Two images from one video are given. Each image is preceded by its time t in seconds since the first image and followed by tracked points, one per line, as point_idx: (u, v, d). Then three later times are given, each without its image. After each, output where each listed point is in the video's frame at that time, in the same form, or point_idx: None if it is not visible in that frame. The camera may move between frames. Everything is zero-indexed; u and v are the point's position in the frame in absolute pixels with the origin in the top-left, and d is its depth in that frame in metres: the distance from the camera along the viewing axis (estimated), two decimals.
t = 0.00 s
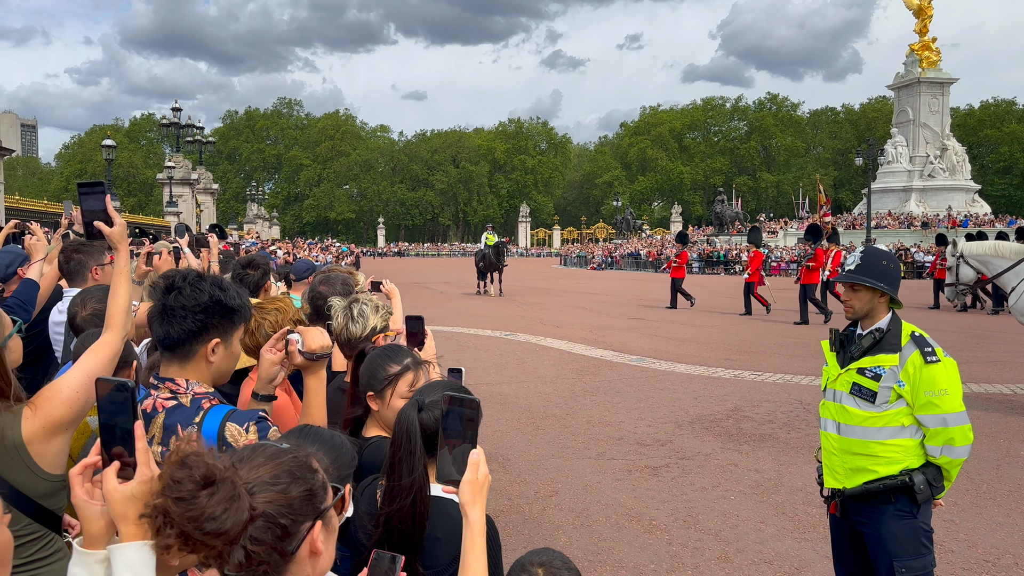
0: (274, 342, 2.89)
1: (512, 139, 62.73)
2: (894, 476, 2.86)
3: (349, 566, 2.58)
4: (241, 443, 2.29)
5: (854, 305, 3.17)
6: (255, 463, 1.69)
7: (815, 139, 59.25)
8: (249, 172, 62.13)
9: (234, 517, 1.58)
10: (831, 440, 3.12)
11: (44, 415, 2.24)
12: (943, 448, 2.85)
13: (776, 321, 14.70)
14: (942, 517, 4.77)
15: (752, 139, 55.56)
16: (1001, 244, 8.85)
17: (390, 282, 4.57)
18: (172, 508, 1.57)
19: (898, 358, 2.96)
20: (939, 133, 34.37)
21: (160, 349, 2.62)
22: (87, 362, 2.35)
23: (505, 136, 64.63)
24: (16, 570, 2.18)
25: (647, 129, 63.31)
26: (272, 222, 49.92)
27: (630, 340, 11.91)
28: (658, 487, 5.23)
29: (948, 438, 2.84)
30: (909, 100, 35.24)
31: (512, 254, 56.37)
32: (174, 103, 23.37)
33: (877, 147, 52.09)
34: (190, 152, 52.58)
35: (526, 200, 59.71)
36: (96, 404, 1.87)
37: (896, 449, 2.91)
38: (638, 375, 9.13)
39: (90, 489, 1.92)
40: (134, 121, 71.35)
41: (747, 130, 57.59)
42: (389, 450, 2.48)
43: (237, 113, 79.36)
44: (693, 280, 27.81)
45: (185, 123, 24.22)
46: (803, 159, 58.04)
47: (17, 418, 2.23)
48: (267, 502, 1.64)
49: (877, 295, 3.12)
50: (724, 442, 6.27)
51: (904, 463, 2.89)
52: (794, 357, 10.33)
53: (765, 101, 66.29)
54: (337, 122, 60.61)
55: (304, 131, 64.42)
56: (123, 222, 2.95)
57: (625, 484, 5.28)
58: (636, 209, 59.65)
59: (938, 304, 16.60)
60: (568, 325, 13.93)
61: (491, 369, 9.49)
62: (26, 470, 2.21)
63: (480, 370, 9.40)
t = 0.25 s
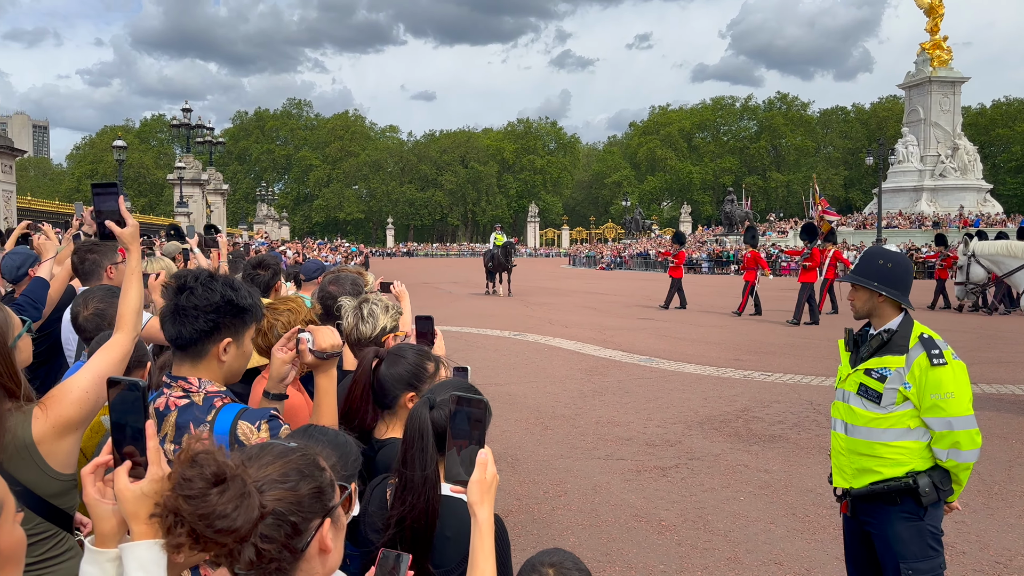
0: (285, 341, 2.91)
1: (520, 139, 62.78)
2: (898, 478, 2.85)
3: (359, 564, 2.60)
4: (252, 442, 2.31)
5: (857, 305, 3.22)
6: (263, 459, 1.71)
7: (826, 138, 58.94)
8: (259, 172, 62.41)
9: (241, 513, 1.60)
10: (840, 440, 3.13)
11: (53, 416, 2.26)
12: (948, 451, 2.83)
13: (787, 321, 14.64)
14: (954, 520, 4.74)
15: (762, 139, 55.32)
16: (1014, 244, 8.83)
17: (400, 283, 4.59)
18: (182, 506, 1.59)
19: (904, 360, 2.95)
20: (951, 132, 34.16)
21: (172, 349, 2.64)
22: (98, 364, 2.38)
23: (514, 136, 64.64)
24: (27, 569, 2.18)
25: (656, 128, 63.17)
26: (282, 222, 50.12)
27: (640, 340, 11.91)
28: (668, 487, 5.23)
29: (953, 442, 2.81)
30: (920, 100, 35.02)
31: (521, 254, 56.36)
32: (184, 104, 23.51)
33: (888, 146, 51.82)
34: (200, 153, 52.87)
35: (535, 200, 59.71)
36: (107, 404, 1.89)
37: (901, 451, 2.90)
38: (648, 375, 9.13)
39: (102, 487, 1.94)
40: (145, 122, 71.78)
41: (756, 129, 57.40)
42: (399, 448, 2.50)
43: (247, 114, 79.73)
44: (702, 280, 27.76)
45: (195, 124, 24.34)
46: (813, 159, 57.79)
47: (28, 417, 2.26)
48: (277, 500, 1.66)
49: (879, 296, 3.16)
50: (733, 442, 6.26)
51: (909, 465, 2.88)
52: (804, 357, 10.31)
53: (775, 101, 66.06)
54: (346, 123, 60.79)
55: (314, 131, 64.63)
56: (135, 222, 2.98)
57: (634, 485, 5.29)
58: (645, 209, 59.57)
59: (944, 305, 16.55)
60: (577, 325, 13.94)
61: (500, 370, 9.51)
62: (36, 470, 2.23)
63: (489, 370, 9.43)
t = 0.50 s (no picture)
0: (291, 341, 2.92)
1: (525, 139, 62.78)
2: (895, 479, 2.87)
3: (365, 564, 2.62)
4: (259, 441, 2.32)
5: (865, 304, 3.22)
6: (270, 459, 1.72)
7: (831, 138, 58.79)
8: (264, 173, 62.50)
9: (248, 511, 1.61)
10: (842, 440, 3.15)
11: (58, 416, 2.28)
12: (947, 454, 2.81)
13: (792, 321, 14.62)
14: (959, 521, 4.73)
15: (767, 138, 55.17)
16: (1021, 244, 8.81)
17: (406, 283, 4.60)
18: (191, 505, 1.61)
19: (903, 360, 2.95)
20: (956, 132, 34.04)
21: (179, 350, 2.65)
22: (104, 364, 2.40)
23: (518, 136, 64.61)
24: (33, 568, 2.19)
25: (660, 128, 63.04)
26: (287, 222, 50.20)
27: (645, 340, 11.91)
28: (673, 487, 5.23)
29: (951, 444, 2.80)
30: (925, 99, 34.92)
31: (525, 254, 56.29)
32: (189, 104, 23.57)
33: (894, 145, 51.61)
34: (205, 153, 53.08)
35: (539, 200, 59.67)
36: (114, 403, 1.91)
37: (900, 451, 2.90)
38: (653, 375, 9.13)
39: (109, 487, 1.95)
40: (151, 123, 71.97)
41: (762, 129, 57.24)
42: (405, 446, 2.52)
43: (252, 114, 79.95)
44: (707, 280, 27.73)
45: (200, 125, 24.38)
46: (819, 158, 57.61)
47: (32, 418, 2.27)
48: (283, 498, 1.66)
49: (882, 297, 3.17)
50: (738, 443, 6.25)
51: (909, 467, 2.87)
52: (809, 357, 10.29)
53: (780, 100, 65.91)
54: (351, 124, 60.84)
55: (318, 132, 64.70)
56: (142, 223, 3.00)
57: (639, 485, 5.29)
58: (650, 209, 59.48)
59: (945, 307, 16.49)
60: (581, 325, 13.94)
61: (505, 370, 9.51)
62: (41, 471, 2.25)
63: (494, 370, 9.43)
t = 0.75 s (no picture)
0: (295, 340, 2.92)
1: (526, 139, 62.75)
2: (891, 479, 2.89)
3: (366, 564, 2.62)
4: (262, 440, 2.33)
5: (867, 304, 3.24)
6: (267, 462, 1.73)
7: (833, 138, 58.71)
8: (265, 173, 62.49)
9: (243, 516, 1.62)
10: (844, 438, 3.17)
11: (58, 416, 2.28)
12: (942, 455, 2.81)
13: (792, 321, 14.58)
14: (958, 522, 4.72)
15: (768, 139, 55.14)
16: None
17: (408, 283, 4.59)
18: (185, 513, 1.62)
19: (899, 360, 2.96)
20: (958, 132, 34.01)
21: (181, 351, 2.66)
22: (104, 363, 2.40)
23: (519, 136, 64.58)
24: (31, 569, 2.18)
25: (662, 128, 62.97)
26: (288, 222, 50.16)
27: (645, 340, 11.91)
28: (673, 487, 5.23)
29: (943, 446, 2.80)
30: (927, 99, 34.92)
31: (526, 254, 56.26)
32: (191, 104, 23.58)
33: (895, 145, 51.61)
34: (206, 153, 53.13)
35: (540, 199, 59.62)
36: (112, 404, 1.90)
37: (895, 451, 2.92)
38: (653, 375, 9.12)
39: (108, 487, 1.96)
40: (151, 123, 71.94)
41: (763, 129, 57.22)
42: (406, 445, 2.53)
43: (253, 114, 79.95)
44: (708, 280, 27.73)
45: (202, 124, 24.36)
46: (820, 158, 57.55)
47: (31, 417, 2.27)
48: (279, 504, 1.67)
49: (881, 296, 3.18)
50: (739, 443, 6.25)
51: (904, 467, 2.89)
52: (810, 357, 10.29)
53: (781, 100, 65.84)
54: (352, 124, 60.82)
55: (319, 132, 64.67)
56: (142, 222, 3.00)
57: (639, 485, 5.29)
58: (651, 209, 59.42)
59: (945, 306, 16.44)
60: (582, 325, 13.93)
61: (506, 369, 9.52)
62: (41, 471, 2.25)
63: (495, 370, 9.44)
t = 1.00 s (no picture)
0: (294, 339, 2.92)
1: (525, 139, 62.74)
2: (887, 479, 2.91)
3: (365, 564, 2.62)
4: (261, 440, 2.32)
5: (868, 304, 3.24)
6: (259, 469, 1.73)
7: (831, 138, 58.75)
8: (264, 172, 62.44)
9: (230, 527, 1.64)
10: (847, 438, 3.20)
11: (55, 416, 2.28)
12: (932, 456, 2.80)
13: (791, 320, 14.59)
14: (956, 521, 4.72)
15: (767, 138, 55.17)
16: None
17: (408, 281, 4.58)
18: (171, 530, 1.64)
19: (893, 360, 2.97)
20: (956, 131, 34.07)
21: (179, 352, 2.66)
22: (101, 362, 2.40)
23: (518, 136, 64.54)
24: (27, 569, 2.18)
25: (661, 128, 62.97)
26: (286, 222, 50.10)
27: (644, 340, 11.90)
28: (671, 487, 5.23)
29: (934, 446, 2.79)
30: (926, 99, 34.95)
31: (525, 254, 56.24)
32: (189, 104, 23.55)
33: (893, 145, 51.66)
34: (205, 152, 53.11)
35: (539, 199, 59.60)
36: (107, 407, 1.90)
37: (890, 452, 2.94)
38: (652, 375, 9.13)
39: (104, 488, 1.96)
40: (150, 123, 71.86)
41: (762, 129, 57.23)
42: (404, 445, 2.53)
43: (252, 114, 79.92)
44: (706, 279, 27.73)
45: (200, 124, 24.32)
46: (819, 158, 57.57)
47: (29, 417, 2.28)
48: (269, 517, 1.67)
49: (881, 297, 3.20)
50: (738, 442, 6.25)
51: (899, 467, 2.90)
52: (809, 357, 10.29)
53: (780, 100, 65.85)
54: (351, 123, 60.77)
55: (318, 131, 64.61)
56: (139, 221, 3.00)
57: (638, 484, 5.29)
58: (650, 209, 59.39)
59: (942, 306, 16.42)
60: (581, 325, 13.93)
61: (504, 369, 9.52)
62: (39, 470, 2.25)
63: (493, 370, 9.44)
